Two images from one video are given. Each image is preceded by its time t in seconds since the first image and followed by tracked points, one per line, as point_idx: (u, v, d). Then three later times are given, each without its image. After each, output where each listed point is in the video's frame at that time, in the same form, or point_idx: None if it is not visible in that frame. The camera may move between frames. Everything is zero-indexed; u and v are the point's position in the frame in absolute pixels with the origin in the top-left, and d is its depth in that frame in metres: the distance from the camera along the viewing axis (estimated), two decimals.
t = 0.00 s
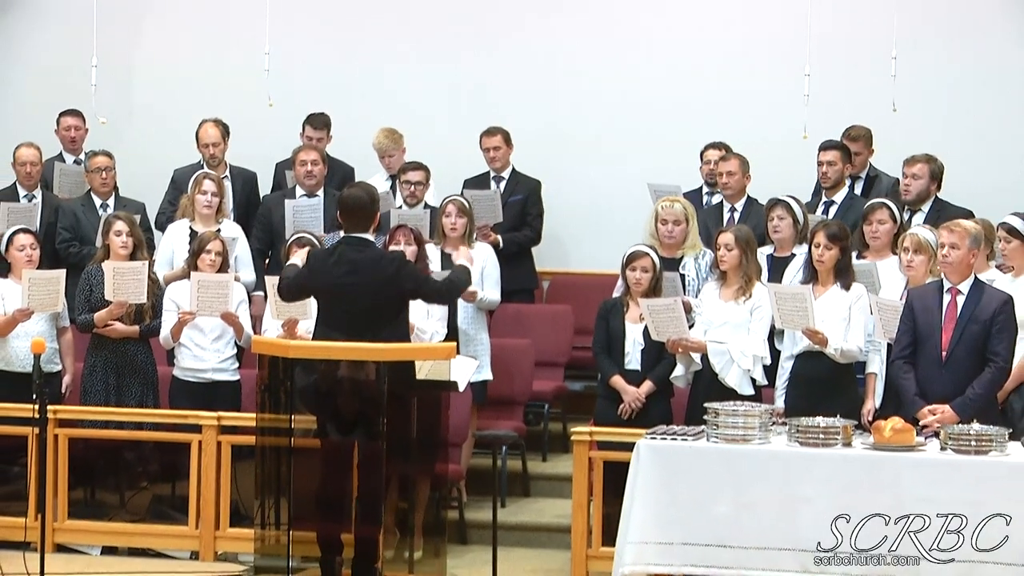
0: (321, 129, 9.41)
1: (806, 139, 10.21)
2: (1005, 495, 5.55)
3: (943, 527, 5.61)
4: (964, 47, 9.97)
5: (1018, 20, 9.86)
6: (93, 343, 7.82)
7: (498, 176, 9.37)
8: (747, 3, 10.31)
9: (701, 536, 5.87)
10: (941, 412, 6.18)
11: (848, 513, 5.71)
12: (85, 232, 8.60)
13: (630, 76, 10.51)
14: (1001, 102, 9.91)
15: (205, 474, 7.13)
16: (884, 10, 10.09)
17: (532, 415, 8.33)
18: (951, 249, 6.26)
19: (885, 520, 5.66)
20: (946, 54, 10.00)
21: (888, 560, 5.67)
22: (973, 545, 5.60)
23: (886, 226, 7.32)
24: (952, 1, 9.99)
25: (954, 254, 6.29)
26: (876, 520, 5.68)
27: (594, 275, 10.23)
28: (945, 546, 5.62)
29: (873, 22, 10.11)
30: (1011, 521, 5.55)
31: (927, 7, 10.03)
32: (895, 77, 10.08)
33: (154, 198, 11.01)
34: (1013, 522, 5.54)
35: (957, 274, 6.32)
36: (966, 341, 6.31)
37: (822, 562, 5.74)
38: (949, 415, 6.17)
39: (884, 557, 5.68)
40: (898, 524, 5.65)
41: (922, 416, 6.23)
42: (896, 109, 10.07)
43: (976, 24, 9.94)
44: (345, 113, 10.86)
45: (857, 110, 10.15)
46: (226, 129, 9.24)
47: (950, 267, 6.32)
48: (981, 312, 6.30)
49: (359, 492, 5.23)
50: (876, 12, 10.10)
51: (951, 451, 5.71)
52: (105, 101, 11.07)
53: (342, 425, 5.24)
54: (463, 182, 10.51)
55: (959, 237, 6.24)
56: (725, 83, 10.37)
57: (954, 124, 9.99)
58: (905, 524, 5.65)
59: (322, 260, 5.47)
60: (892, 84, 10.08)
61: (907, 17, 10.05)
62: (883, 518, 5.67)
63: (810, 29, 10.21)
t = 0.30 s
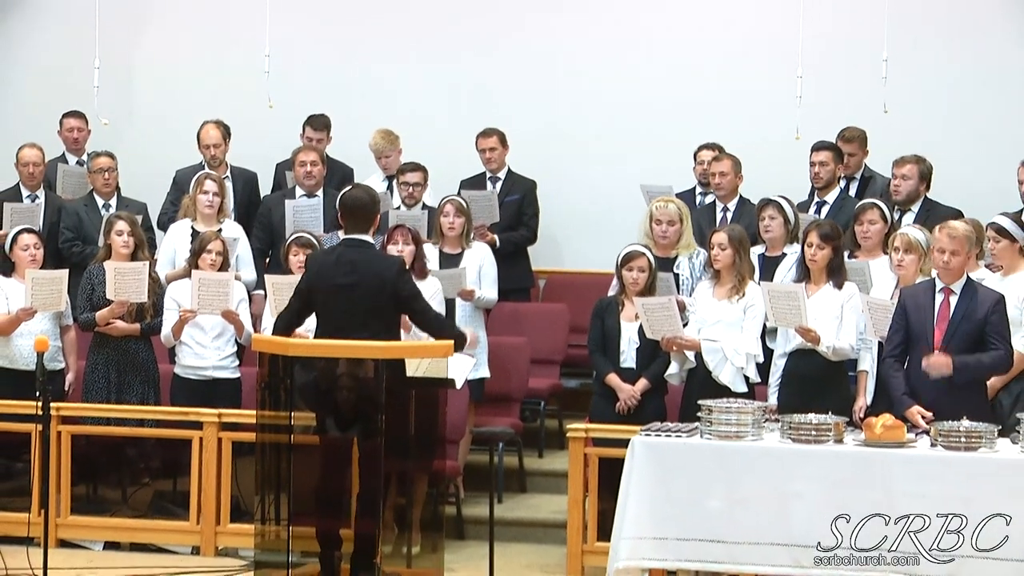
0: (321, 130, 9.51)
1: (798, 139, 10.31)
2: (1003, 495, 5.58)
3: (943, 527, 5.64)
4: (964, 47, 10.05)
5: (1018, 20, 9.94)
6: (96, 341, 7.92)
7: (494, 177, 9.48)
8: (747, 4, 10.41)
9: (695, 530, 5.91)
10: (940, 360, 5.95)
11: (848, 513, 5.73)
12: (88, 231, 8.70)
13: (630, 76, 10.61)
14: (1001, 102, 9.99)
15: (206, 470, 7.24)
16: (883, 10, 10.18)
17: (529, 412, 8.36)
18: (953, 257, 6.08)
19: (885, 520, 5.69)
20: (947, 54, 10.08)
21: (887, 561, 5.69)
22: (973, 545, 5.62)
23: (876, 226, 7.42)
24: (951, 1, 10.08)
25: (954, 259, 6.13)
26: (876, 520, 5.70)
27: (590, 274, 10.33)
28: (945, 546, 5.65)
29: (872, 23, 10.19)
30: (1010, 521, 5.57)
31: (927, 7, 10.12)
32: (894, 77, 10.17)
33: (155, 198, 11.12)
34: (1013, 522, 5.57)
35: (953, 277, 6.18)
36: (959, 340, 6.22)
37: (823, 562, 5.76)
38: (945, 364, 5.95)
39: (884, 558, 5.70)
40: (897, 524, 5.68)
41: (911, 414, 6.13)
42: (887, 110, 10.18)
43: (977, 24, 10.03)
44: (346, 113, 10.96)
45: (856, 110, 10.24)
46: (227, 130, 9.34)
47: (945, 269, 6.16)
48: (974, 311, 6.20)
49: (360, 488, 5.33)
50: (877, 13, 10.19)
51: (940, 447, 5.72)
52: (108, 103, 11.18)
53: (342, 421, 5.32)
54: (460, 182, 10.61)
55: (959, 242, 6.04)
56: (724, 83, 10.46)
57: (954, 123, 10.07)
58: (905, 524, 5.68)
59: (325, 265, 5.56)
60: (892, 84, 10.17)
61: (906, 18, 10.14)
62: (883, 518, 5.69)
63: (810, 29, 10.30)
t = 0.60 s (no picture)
0: (321, 131, 9.60)
1: (791, 141, 10.41)
2: (1002, 493, 5.39)
3: (943, 527, 5.44)
4: (965, 47, 10.14)
5: (1018, 20, 10.03)
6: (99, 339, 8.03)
7: (490, 177, 9.59)
8: (747, 5, 10.50)
9: (690, 528, 5.69)
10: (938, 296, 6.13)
11: (848, 512, 5.54)
12: (90, 231, 8.81)
13: (631, 77, 10.71)
14: (1000, 102, 10.08)
15: (206, 466, 7.35)
16: (883, 11, 10.27)
17: (526, 410, 8.55)
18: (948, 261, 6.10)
19: (885, 520, 5.49)
20: (947, 54, 10.17)
21: (887, 561, 5.50)
22: (974, 545, 5.42)
23: (868, 226, 7.53)
24: (951, 1, 10.17)
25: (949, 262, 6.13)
26: (876, 519, 5.50)
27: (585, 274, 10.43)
28: (945, 546, 5.45)
29: (872, 23, 10.28)
30: (1011, 521, 5.38)
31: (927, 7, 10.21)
32: (894, 76, 10.26)
33: (158, 198, 11.23)
34: (1014, 522, 5.38)
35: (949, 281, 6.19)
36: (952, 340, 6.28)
37: (822, 562, 5.55)
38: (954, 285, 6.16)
39: (884, 558, 5.50)
40: (897, 524, 5.48)
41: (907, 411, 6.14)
42: (878, 111, 10.28)
43: (977, 24, 10.11)
44: (347, 114, 11.06)
45: (855, 109, 10.33)
46: (229, 131, 9.44)
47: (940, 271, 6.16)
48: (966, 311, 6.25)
49: (357, 486, 5.43)
50: (877, 13, 10.28)
51: (931, 445, 5.59)
52: (110, 104, 11.29)
53: (341, 418, 5.42)
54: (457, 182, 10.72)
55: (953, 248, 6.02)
56: (724, 83, 10.56)
57: (953, 123, 10.16)
58: (905, 524, 5.48)
59: (326, 267, 5.66)
60: (892, 83, 10.26)
61: (906, 18, 10.24)
62: (883, 518, 5.50)
63: (809, 30, 10.39)
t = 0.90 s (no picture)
0: (321, 132, 9.70)
1: (784, 142, 10.52)
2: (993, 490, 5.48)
3: (943, 527, 5.54)
4: (965, 47, 10.23)
5: (1018, 20, 10.11)
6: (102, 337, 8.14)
7: (488, 178, 9.70)
8: (747, 6, 10.60)
9: (684, 523, 5.77)
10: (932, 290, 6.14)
11: (848, 512, 5.62)
12: (93, 230, 8.91)
13: (631, 77, 10.81)
14: (999, 102, 10.17)
15: (208, 462, 7.46)
16: (882, 12, 10.36)
17: (522, 406, 8.72)
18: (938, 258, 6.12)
19: (885, 520, 5.58)
20: (947, 54, 10.26)
21: (888, 560, 5.59)
22: (973, 545, 5.52)
23: (859, 226, 7.64)
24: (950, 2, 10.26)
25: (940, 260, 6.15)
26: (876, 520, 5.59)
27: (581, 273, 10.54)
28: (945, 546, 5.55)
29: (872, 24, 10.38)
30: (1011, 521, 5.48)
31: (926, 7, 10.29)
32: (893, 77, 10.35)
33: (159, 199, 11.34)
34: (1013, 522, 5.47)
35: (940, 281, 6.25)
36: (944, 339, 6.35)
37: (823, 561, 5.65)
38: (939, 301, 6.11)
39: (884, 557, 5.60)
40: (897, 524, 5.58)
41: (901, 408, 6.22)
42: (869, 113, 10.40)
43: (976, 24, 10.20)
44: (349, 114, 11.16)
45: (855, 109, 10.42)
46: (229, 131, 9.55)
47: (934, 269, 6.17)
48: (957, 311, 6.32)
49: (356, 482, 5.56)
50: (876, 14, 10.37)
51: (922, 441, 5.65)
52: (112, 106, 11.39)
53: (340, 415, 5.54)
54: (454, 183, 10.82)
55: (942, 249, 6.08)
56: (722, 84, 10.66)
57: (951, 123, 10.25)
58: (905, 524, 5.57)
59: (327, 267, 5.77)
60: (892, 83, 10.35)
61: (905, 19, 10.33)
62: (883, 518, 5.59)
63: (808, 30, 10.49)
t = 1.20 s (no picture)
0: (320, 133, 9.80)
1: (777, 143, 10.63)
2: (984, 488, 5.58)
3: (943, 527, 5.54)
4: (964, 48, 10.31)
5: (1018, 21, 10.19)
6: (105, 336, 8.24)
7: (485, 178, 9.80)
8: (747, 6, 10.70)
9: (680, 519, 5.78)
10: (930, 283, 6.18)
11: (848, 512, 5.62)
12: (97, 230, 9.02)
13: (631, 77, 10.91)
14: (998, 101, 10.25)
15: (209, 459, 7.56)
16: (881, 12, 10.46)
17: (519, 403, 8.78)
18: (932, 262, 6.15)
19: (885, 520, 5.59)
20: (946, 54, 10.35)
21: (888, 560, 5.60)
22: (974, 545, 5.52)
23: (851, 226, 7.75)
24: (950, 2, 10.34)
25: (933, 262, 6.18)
26: (876, 519, 5.60)
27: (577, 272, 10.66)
28: (945, 546, 5.55)
29: (870, 24, 10.47)
30: (1011, 521, 5.48)
31: (926, 8, 10.38)
32: (892, 76, 10.45)
33: (161, 199, 11.46)
34: (1014, 522, 5.47)
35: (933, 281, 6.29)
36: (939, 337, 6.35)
37: (823, 561, 5.65)
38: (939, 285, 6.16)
39: (884, 557, 5.61)
40: (897, 524, 5.58)
41: (897, 406, 6.23)
42: (861, 114, 10.51)
43: (976, 24, 10.28)
44: (350, 114, 11.28)
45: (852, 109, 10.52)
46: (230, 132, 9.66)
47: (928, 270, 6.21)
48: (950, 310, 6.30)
49: (354, 478, 5.67)
50: (875, 14, 10.47)
51: (912, 437, 5.69)
52: (114, 107, 11.51)
53: (340, 412, 5.65)
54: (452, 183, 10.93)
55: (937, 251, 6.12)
56: (720, 84, 10.77)
57: (950, 122, 10.35)
58: (905, 524, 5.57)
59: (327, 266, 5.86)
60: (890, 83, 10.45)
61: (904, 19, 10.42)
62: (883, 518, 5.59)
63: (807, 31, 10.60)
